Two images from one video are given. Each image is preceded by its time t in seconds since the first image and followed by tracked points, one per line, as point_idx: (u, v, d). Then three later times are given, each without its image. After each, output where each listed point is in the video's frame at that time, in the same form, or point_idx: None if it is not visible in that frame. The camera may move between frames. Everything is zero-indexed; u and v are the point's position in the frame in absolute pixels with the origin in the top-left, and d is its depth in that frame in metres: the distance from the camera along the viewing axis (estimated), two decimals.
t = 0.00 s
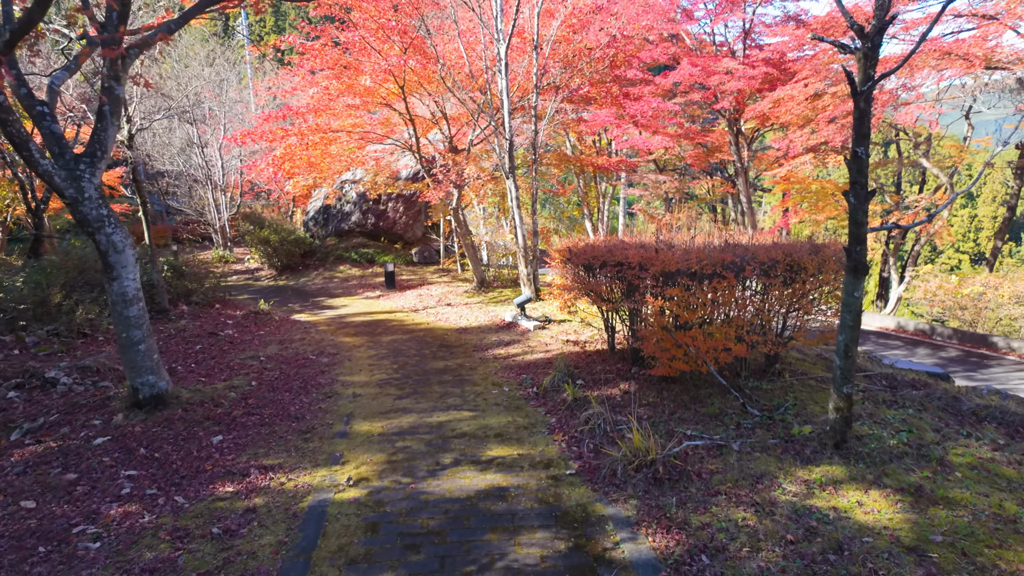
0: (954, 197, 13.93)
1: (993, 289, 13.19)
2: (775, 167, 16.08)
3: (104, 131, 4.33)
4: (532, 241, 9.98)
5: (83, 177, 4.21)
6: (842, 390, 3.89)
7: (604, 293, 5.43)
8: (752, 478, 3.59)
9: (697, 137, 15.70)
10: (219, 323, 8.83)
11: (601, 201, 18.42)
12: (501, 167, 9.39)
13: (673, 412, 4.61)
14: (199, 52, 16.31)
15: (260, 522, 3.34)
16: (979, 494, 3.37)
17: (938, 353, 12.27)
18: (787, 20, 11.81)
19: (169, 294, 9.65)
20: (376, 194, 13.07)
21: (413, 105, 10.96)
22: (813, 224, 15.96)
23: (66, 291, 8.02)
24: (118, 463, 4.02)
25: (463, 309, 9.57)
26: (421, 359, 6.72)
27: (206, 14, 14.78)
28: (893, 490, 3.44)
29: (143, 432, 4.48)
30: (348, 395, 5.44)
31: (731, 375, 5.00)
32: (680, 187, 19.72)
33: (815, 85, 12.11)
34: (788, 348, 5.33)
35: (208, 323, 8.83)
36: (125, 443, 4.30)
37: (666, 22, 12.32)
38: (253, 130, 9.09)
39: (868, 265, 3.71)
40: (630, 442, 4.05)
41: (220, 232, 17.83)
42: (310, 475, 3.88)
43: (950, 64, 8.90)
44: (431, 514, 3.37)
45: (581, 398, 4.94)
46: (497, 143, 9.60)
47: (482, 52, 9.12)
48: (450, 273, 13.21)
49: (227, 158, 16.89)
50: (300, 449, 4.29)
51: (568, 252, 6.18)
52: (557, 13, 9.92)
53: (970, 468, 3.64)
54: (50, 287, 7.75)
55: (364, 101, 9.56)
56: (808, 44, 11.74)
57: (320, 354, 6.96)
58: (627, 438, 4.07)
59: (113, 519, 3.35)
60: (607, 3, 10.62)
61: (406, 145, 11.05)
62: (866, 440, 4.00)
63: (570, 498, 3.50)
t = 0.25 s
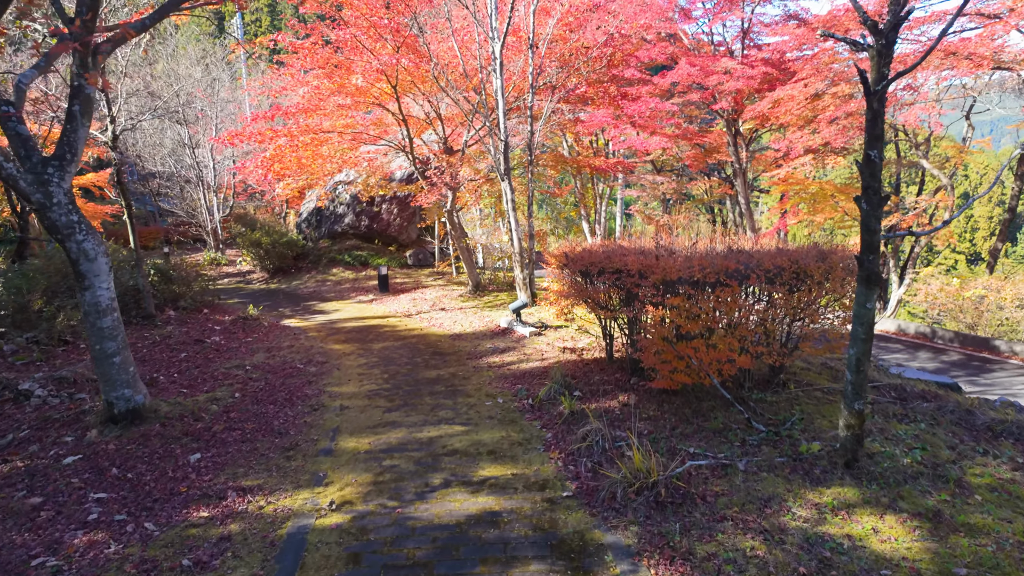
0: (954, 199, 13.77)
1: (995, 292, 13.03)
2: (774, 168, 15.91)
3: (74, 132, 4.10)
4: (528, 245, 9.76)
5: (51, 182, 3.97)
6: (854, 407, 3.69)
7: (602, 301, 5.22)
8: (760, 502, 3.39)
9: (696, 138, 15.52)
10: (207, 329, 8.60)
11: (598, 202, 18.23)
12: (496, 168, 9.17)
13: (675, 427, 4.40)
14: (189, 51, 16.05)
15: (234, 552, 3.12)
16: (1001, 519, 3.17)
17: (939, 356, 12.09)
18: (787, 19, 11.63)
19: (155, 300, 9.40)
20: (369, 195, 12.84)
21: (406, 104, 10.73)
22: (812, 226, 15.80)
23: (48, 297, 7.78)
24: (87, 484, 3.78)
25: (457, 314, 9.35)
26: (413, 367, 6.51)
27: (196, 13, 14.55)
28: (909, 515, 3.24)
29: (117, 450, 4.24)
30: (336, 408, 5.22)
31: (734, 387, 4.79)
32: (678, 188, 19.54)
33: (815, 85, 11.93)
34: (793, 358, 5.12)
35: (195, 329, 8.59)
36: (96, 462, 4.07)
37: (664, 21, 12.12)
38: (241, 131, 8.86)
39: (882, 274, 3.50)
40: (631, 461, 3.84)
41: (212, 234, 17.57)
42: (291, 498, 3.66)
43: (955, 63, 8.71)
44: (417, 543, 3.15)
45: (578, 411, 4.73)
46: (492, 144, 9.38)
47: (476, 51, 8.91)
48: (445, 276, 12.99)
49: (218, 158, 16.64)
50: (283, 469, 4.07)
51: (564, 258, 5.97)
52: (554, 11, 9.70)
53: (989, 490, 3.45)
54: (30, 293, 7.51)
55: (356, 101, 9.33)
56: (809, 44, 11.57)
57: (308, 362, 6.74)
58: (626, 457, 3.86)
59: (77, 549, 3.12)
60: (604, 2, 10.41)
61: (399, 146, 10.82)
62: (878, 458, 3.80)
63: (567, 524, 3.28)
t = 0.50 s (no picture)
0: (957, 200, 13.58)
1: (998, 295, 12.85)
2: (773, 169, 15.73)
3: (39, 133, 3.87)
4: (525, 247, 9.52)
5: (13, 186, 3.73)
6: (869, 425, 3.46)
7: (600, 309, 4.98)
8: (771, 529, 3.17)
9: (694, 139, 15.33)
10: (193, 336, 8.34)
11: (596, 203, 18.01)
12: (491, 170, 8.93)
13: (678, 444, 4.17)
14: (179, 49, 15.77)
15: None
16: None
17: (942, 360, 11.88)
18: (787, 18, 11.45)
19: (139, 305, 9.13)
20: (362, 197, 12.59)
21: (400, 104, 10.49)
22: (812, 227, 15.61)
23: (27, 303, 7.52)
24: (51, 509, 3.53)
25: (452, 319, 9.11)
26: (404, 377, 6.27)
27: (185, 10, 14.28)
28: (932, 543, 3.02)
29: (86, 470, 3.99)
30: (322, 423, 4.98)
31: (740, 400, 4.56)
32: (676, 189, 19.33)
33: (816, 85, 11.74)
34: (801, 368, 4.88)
35: (180, 336, 8.33)
36: (63, 483, 3.82)
37: (662, 19, 11.91)
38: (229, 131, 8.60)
39: (900, 285, 3.27)
40: (632, 482, 3.61)
41: (204, 236, 17.29)
42: (271, 524, 3.43)
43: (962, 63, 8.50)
44: None
45: (576, 425, 4.50)
46: (487, 145, 9.14)
47: (471, 50, 8.67)
48: (440, 279, 12.75)
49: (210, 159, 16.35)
50: (264, 490, 3.83)
51: (561, 263, 5.73)
52: (550, 8, 9.47)
53: (1016, 516, 3.23)
54: (8, 299, 7.25)
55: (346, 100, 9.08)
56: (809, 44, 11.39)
57: (296, 371, 6.50)
58: (628, 477, 3.63)
59: None
60: None
61: (392, 147, 10.57)
62: (895, 479, 3.59)
63: (565, 555, 3.05)
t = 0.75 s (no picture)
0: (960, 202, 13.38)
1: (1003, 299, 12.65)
2: (773, 170, 15.53)
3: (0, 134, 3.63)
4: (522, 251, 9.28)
5: None
6: (888, 446, 3.24)
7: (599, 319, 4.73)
8: (786, 561, 2.94)
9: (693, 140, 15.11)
10: (179, 343, 8.08)
11: (594, 204, 17.80)
12: (486, 172, 8.68)
13: (682, 463, 3.95)
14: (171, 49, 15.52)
15: None
16: None
17: (946, 364, 11.59)
18: (788, 16, 11.25)
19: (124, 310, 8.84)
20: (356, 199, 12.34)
21: (393, 104, 10.25)
22: (813, 229, 15.41)
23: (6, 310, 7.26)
24: (10, 537, 3.28)
25: (446, 325, 8.87)
26: (396, 387, 6.03)
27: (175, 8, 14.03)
28: None
29: (53, 492, 3.74)
30: (308, 438, 4.74)
31: (747, 415, 4.33)
32: (675, 190, 19.12)
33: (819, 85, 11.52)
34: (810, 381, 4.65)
35: (166, 343, 8.07)
36: (26, 508, 3.57)
37: (661, 17, 11.68)
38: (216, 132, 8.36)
39: (923, 297, 3.04)
40: (635, 507, 3.38)
41: (196, 238, 17.02)
42: (247, 555, 3.19)
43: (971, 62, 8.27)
44: None
45: (575, 442, 4.27)
46: (482, 146, 8.90)
47: (466, 48, 8.44)
48: (435, 282, 12.52)
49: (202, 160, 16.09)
50: (242, 515, 3.60)
51: (559, 269, 5.48)
52: (546, 6, 9.24)
53: None
54: None
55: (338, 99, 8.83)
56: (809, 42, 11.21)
57: (284, 381, 6.26)
58: (631, 502, 3.40)
59: None
60: None
61: (386, 148, 10.32)
62: (915, 503, 3.37)
63: None
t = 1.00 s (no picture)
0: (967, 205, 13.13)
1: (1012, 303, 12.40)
2: (776, 172, 15.29)
3: None
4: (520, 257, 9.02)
5: None
6: (916, 477, 2.98)
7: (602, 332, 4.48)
8: None
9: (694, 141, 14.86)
10: (166, 353, 7.80)
11: (594, 207, 17.55)
12: (484, 175, 8.42)
13: (691, 489, 3.71)
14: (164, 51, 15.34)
15: None
16: None
17: (954, 371, 11.30)
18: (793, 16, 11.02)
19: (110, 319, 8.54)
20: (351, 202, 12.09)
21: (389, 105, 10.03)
22: (816, 232, 15.16)
23: None
24: None
25: (443, 332, 8.61)
26: (388, 401, 5.77)
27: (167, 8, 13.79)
28: None
29: (13, 522, 3.45)
30: (293, 459, 4.48)
31: (758, 436, 4.07)
32: (675, 192, 18.87)
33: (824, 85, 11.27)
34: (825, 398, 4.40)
35: (153, 353, 7.80)
36: None
37: (662, 17, 11.43)
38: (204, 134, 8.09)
39: (957, 315, 2.77)
40: (641, 542, 3.13)
41: (190, 242, 16.76)
42: None
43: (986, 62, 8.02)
44: None
45: (576, 465, 4.01)
46: (480, 149, 8.64)
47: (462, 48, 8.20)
48: (432, 287, 12.26)
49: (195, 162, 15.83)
50: (218, 549, 3.34)
51: (559, 277, 5.23)
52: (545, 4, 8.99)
53: None
54: None
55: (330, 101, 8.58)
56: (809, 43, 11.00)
57: (271, 394, 6.00)
58: (637, 536, 3.14)
59: None
60: None
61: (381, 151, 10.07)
62: (945, 536, 3.11)
63: None
